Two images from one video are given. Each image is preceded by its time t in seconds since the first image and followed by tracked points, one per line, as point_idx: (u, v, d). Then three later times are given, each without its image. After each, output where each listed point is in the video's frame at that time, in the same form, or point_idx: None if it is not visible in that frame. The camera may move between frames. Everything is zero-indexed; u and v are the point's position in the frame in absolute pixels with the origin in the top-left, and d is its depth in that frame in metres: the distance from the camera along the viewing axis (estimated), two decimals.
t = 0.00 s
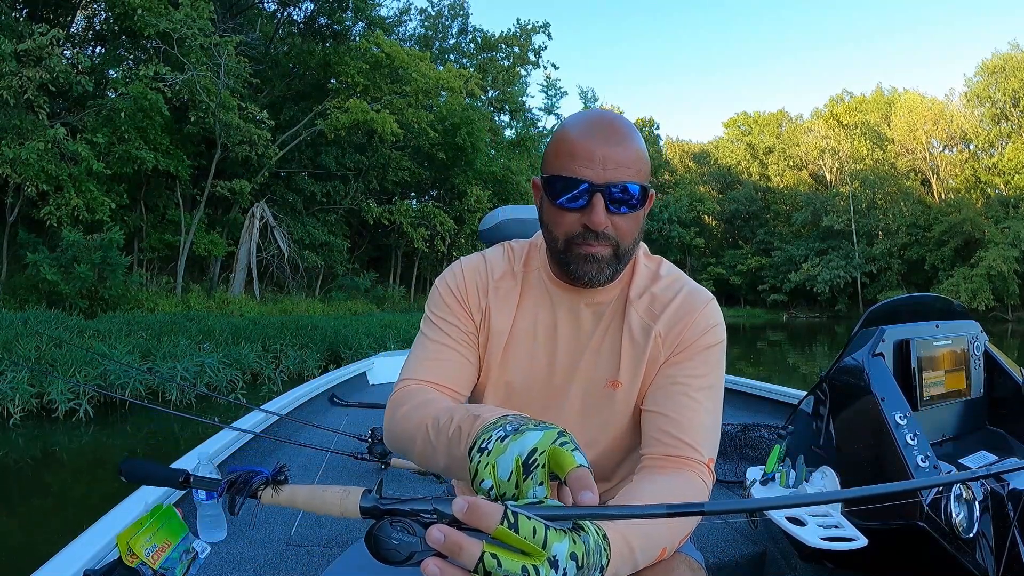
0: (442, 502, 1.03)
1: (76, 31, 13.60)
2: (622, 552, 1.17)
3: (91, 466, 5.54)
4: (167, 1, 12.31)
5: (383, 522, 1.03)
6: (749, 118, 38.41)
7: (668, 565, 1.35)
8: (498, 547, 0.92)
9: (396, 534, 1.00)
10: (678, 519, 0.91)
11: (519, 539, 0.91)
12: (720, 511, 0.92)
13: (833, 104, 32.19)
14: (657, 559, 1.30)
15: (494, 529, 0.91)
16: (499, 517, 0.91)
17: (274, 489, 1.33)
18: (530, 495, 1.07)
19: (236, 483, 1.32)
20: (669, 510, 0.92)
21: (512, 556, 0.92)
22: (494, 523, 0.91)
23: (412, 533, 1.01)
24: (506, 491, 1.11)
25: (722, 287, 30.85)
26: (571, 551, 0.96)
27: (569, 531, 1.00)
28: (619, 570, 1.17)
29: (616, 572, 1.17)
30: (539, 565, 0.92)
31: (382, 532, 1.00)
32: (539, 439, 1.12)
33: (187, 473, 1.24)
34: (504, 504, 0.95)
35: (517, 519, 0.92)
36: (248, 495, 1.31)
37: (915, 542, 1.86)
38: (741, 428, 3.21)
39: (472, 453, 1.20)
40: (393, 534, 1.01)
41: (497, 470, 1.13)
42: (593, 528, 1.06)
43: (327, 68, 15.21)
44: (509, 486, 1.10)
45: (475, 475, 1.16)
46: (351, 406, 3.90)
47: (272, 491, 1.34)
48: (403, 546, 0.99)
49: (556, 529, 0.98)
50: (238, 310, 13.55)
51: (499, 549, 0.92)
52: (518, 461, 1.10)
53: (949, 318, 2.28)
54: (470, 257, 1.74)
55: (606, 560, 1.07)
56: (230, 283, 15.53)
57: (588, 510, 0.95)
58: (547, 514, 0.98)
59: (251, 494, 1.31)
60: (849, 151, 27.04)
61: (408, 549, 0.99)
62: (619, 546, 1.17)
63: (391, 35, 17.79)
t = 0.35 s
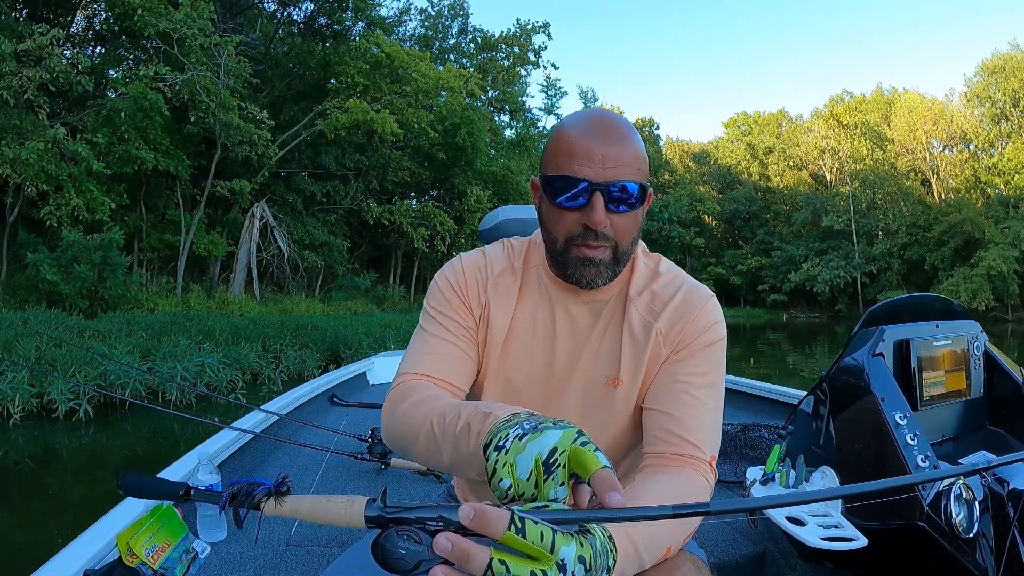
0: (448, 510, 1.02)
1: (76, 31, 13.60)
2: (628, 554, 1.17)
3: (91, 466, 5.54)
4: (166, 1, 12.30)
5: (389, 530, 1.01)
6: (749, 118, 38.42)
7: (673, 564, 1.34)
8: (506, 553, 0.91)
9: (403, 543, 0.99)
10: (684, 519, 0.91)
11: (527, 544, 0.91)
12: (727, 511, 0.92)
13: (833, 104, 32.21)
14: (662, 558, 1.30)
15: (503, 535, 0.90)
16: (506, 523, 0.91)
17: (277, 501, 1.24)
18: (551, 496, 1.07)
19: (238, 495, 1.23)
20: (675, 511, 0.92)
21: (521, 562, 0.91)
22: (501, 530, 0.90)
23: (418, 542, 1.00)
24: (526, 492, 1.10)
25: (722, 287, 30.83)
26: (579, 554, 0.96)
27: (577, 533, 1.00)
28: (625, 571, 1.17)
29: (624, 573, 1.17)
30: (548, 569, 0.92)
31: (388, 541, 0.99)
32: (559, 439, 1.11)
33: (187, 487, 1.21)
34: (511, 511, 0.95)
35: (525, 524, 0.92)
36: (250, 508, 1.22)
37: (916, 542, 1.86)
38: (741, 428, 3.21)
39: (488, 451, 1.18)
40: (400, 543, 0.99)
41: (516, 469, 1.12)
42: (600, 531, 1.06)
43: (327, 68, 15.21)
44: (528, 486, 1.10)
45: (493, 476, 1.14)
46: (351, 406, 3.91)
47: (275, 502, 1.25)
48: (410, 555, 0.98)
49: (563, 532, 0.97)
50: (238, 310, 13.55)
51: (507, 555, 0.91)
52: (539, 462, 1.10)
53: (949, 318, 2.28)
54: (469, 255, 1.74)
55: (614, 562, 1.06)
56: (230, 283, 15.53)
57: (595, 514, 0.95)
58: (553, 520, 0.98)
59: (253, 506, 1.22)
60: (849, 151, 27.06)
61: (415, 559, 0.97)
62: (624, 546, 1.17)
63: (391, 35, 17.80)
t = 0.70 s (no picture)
0: (452, 513, 1.02)
1: (76, 32, 13.60)
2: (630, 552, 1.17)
3: (91, 466, 5.54)
4: (167, 1, 12.29)
5: (393, 537, 1.02)
6: (749, 118, 38.41)
7: (675, 564, 1.35)
8: (511, 556, 0.92)
9: (408, 549, 0.99)
10: (688, 517, 0.92)
11: (532, 546, 0.91)
12: (731, 508, 0.93)
13: (833, 104, 32.22)
14: (666, 557, 1.30)
15: (507, 537, 0.90)
16: (512, 526, 0.90)
17: (278, 508, 1.23)
18: (557, 497, 1.08)
19: (237, 502, 1.22)
20: (680, 509, 0.92)
21: (527, 564, 0.92)
22: (507, 533, 0.90)
23: (423, 547, 0.99)
24: (532, 493, 1.10)
25: (722, 287, 30.83)
26: (585, 556, 0.97)
27: (581, 534, 1.01)
28: (629, 570, 1.17)
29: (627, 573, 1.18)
30: (553, 570, 0.93)
31: (393, 548, 0.99)
32: (565, 440, 1.11)
33: (184, 496, 1.23)
34: (516, 513, 0.95)
35: (531, 526, 0.93)
36: (249, 517, 1.21)
37: (915, 543, 1.86)
38: (741, 428, 3.21)
39: (493, 453, 1.19)
40: (405, 548, 0.99)
41: (521, 471, 1.12)
42: (604, 531, 1.06)
43: (327, 68, 15.21)
44: (534, 488, 1.10)
45: (499, 477, 1.14)
46: (351, 405, 3.91)
47: (276, 510, 1.24)
48: (415, 560, 0.98)
49: (568, 534, 0.98)
50: (238, 310, 13.56)
51: (513, 557, 0.92)
52: (545, 464, 1.10)
53: (949, 318, 2.28)
54: (468, 255, 1.74)
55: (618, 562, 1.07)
56: (231, 283, 15.53)
57: (600, 514, 0.95)
58: (558, 521, 0.98)
59: (253, 515, 1.21)
60: (849, 151, 27.08)
61: (421, 565, 0.97)
62: (628, 546, 1.17)
63: (391, 35, 17.82)
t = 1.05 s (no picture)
0: (453, 513, 1.01)
1: (75, 31, 13.59)
2: (632, 553, 1.17)
3: (92, 466, 5.55)
4: (167, 1, 12.29)
5: (395, 539, 1.01)
6: (749, 117, 38.42)
7: (676, 564, 1.34)
8: (513, 555, 0.92)
9: (410, 550, 0.98)
10: (690, 516, 0.92)
11: (533, 545, 0.91)
12: (732, 506, 0.93)
13: (833, 104, 32.23)
14: (667, 556, 1.30)
15: (509, 538, 0.90)
16: (512, 525, 0.90)
17: (279, 511, 1.22)
18: (559, 496, 1.08)
19: (238, 505, 1.21)
20: (681, 508, 0.92)
21: (529, 564, 0.92)
22: (508, 533, 0.90)
23: (425, 548, 0.99)
24: (532, 493, 1.10)
25: (722, 287, 30.82)
26: (586, 555, 0.97)
27: (582, 534, 1.01)
28: (632, 571, 1.17)
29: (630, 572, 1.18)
30: (555, 571, 0.92)
31: (394, 549, 0.99)
32: (566, 440, 1.11)
33: (186, 498, 1.22)
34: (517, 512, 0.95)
35: (533, 526, 0.93)
36: (250, 519, 1.21)
37: (915, 543, 1.87)
38: (741, 428, 3.20)
39: (494, 454, 1.18)
40: (406, 549, 0.99)
41: (522, 471, 1.12)
42: (606, 531, 1.06)
43: (327, 68, 15.21)
44: (536, 488, 1.10)
45: (499, 477, 1.14)
46: (351, 405, 3.91)
47: (277, 512, 1.24)
48: (416, 562, 0.97)
49: (570, 533, 0.98)
50: (238, 310, 13.56)
51: (515, 556, 0.92)
52: (546, 463, 1.09)
53: (949, 318, 2.28)
54: (469, 255, 1.74)
55: (619, 562, 1.07)
56: (231, 283, 15.52)
57: (601, 513, 0.95)
58: (560, 521, 0.98)
59: (254, 517, 1.20)
60: (849, 151, 27.09)
61: (422, 565, 0.97)
62: (629, 546, 1.17)
63: (391, 35, 17.82)
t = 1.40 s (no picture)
0: (452, 514, 1.02)
1: (75, 31, 13.59)
2: (631, 553, 1.17)
3: (92, 466, 5.55)
4: (167, 1, 12.28)
5: (395, 539, 1.01)
6: (749, 118, 38.44)
7: (676, 563, 1.34)
8: (513, 556, 0.92)
9: (410, 550, 0.98)
10: (688, 516, 0.92)
11: (532, 546, 0.91)
12: (730, 506, 0.93)
13: (833, 105, 32.24)
14: (667, 556, 1.30)
15: (508, 538, 0.90)
16: (512, 525, 0.90)
17: (280, 511, 1.22)
18: (557, 496, 1.08)
19: (239, 505, 1.21)
20: (680, 507, 0.92)
21: (528, 564, 0.92)
22: (508, 533, 0.90)
23: (425, 548, 0.99)
24: (532, 493, 1.10)
25: (722, 287, 30.82)
26: (586, 555, 0.97)
27: (582, 534, 1.01)
28: (632, 570, 1.17)
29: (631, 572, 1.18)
30: (555, 570, 0.93)
31: (395, 548, 0.99)
32: (566, 441, 1.11)
33: (187, 499, 1.22)
34: (516, 513, 0.95)
35: (533, 525, 0.93)
36: (250, 519, 1.20)
37: (915, 543, 1.87)
38: (741, 428, 3.20)
39: (495, 454, 1.18)
40: (406, 550, 0.98)
41: (522, 471, 1.11)
42: (605, 530, 1.07)
43: (327, 68, 15.22)
44: (534, 487, 1.10)
45: (499, 477, 1.14)
46: (351, 406, 3.91)
47: (278, 512, 1.23)
48: (417, 562, 0.97)
49: (569, 533, 0.98)
50: (238, 310, 13.56)
51: (515, 557, 0.92)
52: (546, 464, 1.09)
53: (949, 318, 2.28)
54: (469, 256, 1.74)
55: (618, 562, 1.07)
56: (230, 283, 15.52)
57: (600, 514, 0.95)
58: (559, 520, 0.98)
59: (255, 517, 1.20)
60: (849, 151, 27.10)
61: (423, 564, 0.97)
62: (629, 546, 1.17)
63: (391, 35, 17.83)
